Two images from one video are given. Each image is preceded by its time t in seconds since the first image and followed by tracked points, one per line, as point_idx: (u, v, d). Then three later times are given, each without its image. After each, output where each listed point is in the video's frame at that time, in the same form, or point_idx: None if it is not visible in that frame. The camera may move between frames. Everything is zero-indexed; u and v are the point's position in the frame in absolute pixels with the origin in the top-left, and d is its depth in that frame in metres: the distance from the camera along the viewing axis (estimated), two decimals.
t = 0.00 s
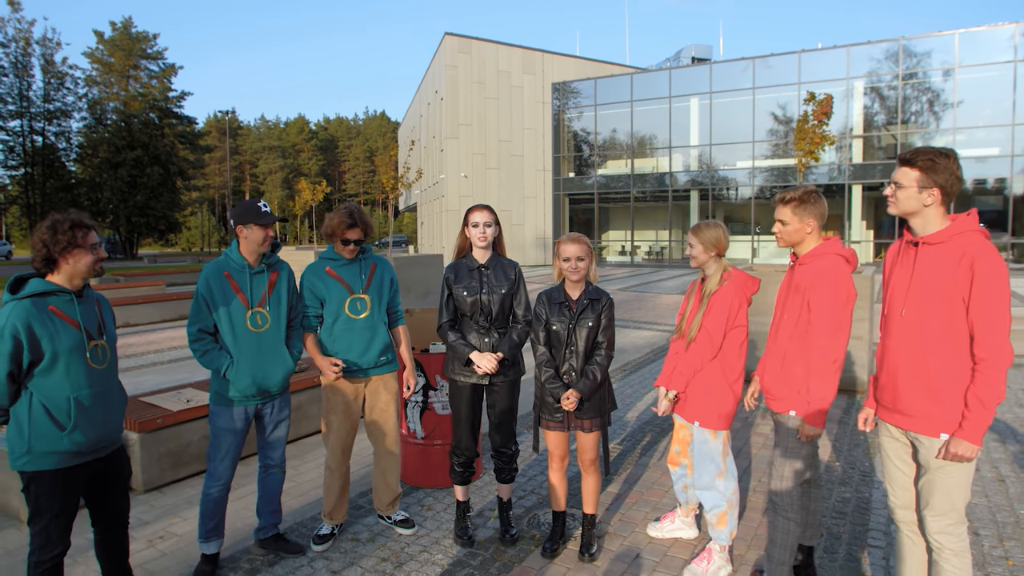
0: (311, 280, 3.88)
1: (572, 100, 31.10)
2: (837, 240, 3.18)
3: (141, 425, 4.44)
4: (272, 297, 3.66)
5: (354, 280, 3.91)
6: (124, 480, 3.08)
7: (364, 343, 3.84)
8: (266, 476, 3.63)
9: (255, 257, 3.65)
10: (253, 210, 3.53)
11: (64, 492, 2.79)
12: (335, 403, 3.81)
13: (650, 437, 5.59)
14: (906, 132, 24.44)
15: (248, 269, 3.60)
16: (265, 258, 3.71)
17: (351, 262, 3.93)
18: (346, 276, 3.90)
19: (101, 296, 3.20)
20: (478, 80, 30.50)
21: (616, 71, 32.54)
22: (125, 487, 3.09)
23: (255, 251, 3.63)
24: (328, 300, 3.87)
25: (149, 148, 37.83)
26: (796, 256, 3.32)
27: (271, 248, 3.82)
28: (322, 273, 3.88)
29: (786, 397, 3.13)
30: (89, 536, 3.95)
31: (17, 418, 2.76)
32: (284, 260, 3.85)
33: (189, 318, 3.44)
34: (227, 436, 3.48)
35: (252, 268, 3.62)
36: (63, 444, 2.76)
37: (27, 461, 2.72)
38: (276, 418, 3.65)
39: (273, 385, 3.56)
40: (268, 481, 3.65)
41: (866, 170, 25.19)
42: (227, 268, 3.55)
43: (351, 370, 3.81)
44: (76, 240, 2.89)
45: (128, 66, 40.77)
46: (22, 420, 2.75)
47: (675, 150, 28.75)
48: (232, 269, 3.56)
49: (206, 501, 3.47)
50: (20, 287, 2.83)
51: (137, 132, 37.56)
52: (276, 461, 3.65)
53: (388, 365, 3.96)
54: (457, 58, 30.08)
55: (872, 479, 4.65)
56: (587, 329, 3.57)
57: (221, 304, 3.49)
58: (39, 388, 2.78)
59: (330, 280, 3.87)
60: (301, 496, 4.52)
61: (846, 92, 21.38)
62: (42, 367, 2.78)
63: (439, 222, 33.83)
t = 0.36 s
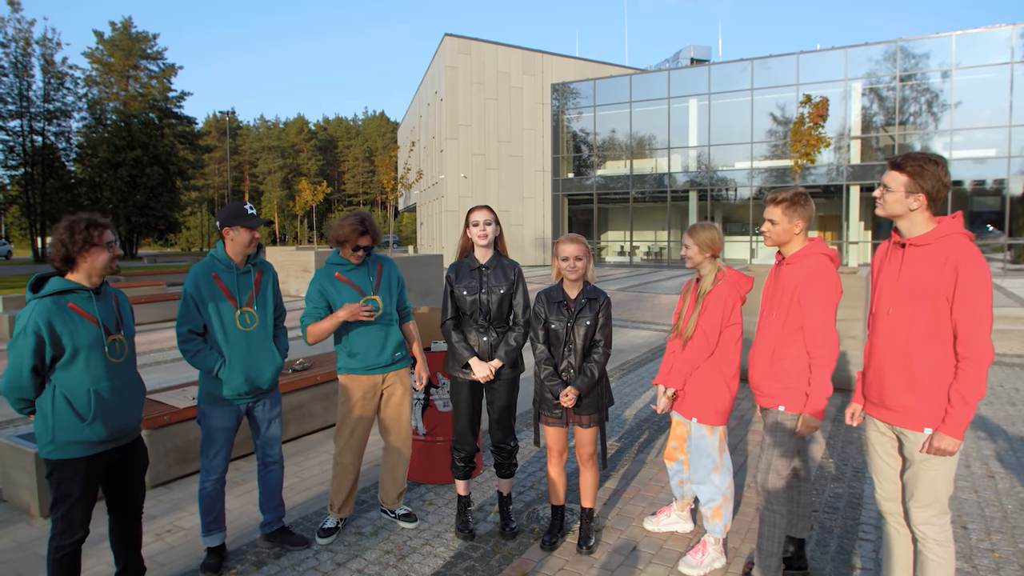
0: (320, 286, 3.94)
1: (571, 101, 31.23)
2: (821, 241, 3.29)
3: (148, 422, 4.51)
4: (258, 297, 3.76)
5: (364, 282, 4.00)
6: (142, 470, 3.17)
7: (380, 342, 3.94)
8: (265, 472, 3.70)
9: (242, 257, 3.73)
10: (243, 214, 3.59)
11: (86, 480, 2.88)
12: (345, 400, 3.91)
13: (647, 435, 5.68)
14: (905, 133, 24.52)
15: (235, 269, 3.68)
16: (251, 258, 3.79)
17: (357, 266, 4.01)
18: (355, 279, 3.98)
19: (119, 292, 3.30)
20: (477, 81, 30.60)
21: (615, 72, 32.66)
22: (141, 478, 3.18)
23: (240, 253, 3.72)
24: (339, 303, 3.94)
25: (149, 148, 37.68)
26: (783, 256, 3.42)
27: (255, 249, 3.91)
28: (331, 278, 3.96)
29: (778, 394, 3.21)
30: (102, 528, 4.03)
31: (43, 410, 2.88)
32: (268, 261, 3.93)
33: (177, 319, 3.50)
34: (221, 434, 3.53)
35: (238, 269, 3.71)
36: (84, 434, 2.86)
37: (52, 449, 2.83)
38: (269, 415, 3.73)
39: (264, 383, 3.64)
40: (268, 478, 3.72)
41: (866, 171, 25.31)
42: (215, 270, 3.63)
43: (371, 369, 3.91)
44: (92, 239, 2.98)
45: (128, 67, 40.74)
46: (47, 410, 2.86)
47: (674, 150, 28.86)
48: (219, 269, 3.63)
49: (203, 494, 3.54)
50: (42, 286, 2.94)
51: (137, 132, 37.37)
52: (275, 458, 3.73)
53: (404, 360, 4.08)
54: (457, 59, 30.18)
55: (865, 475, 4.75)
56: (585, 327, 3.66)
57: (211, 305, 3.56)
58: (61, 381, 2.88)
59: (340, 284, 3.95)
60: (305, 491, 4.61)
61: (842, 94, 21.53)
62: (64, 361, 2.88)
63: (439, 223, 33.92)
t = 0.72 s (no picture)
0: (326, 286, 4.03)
1: (570, 101, 31.32)
2: (809, 242, 3.39)
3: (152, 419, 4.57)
4: (244, 301, 3.81)
5: (367, 282, 4.09)
6: (159, 463, 3.28)
7: (385, 340, 4.04)
8: (266, 471, 3.77)
9: (230, 262, 3.79)
10: (232, 218, 3.66)
11: (110, 469, 2.99)
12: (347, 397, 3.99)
13: (643, 432, 5.78)
14: (904, 132, 24.57)
15: (222, 274, 3.74)
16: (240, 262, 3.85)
17: (359, 266, 4.10)
18: (358, 279, 4.07)
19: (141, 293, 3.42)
20: (476, 81, 30.68)
21: (614, 72, 32.75)
22: (158, 470, 3.28)
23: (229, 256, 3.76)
24: (345, 302, 4.03)
25: (148, 147, 37.34)
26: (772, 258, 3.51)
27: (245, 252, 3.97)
28: (336, 278, 4.05)
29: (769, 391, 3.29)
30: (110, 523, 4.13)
31: (72, 401, 2.99)
32: (257, 265, 3.99)
33: (163, 321, 3.55)
34: (208, 432, 3.59)
35: (225, 273, 3.76)
36: (111, 424, 2.99)
37: (81, 439, 2.94)
38: (258, 415, 3.78)
39: (246, 386, 3.68)
40: (269, 476, 3.79)
41: (864, 171, 25.40)
42: (202, 274, 3.67)
43: (379, 367, 3.99)
44: (121, 239, 3.13)
45: (127, 66, 40.71)
46: (76, 401, 2.97)
47: (672, 151, 28.93)
48: (205, 273, 3.68)
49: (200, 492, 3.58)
50: (73, 284, 3.06)
51: (136, 132, 36.99)
52: (273, 458, 3.80)
53: (408, 358, 4.18)
54: (456, 60, 30.26)
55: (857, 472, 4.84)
56: (581, 326, 3.76)
57: (197, 308, 3.61)
58: (91, 374, 3.01)
59: (343, 284, 4.04)
60: (307, 487, 4.70)
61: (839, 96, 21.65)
62: (94, 355, 3.00)
63: (438, 222, 34.00)
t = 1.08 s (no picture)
0: (331, 286, 4.13)
1: (571, 102, 31.45)
2: (803, 246, 3.48)
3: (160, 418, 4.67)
4: (247, 302, 3.90)
5: (371, 283, 4.20)
6: (168, 459, 3.37)
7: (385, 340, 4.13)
8: (264, 467, 3.87)
9: (232, 264, 3.88)
10: (235, 222, 3.77)
11: (122, 466, 3.09)
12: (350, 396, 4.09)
13: (641, 431, 5.88)
14: (904, 135, 24.68)
15: (225, 276, 3.83)
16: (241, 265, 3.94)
17: (365, 266, 4.22)
18: (362, 279, 4.18)
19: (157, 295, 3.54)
20: (478, 83, 30.80)
21: (615, 74, 32.87)
22: (167, 467, 3.37)
23: (230, 259, 3.85)
24: (349, 303, 4.13)
25: (150, 148, 37.51)
26: (767, 261, 3.61)
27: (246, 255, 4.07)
28: (341, 279, 4.15)
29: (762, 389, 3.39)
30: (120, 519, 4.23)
31: (86, 398, 3.07)
32: (258, 268, 4.08)
33: (167, 322, 3.64)
34: (213, 430, 3.69)
35: (227, 275, 3.85)
36: (125, 422, 3.08)
37: (94, 435, 3.03)
38: (259, 414, 3.87)
39: (251, 385, 3.78)
40: (269, 474, 3.89)
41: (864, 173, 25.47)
42: (205, 276, 3.76)
43: (377, 366, 4.09)
44: (140, 244, 3.25)
45: (129, 67, 40.78)
46: (90, 399, 3.05)
47: (673, 152, 29.03)
48: (209, 276, 3.77)
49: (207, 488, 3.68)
50: (92, 285, 3.17)
51: (139, 133, 37.13)
52: (271, 455, 3.90)
53: (407, 359, 4.26)
54: (458, 61, 30.39)
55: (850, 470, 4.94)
56: (580, 328, 3.86)
57: (200, 310, 3.70)
58: (107, 373, 3.11)
59: (348, 284, 4.14)
60: (312, 485, 4.81)
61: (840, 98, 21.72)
62: (111, 355, 3.11)
63: (439, 224, 34.10)
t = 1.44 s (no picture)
0: (337, 286, 4.26)
1: (575, 102, 31.54)
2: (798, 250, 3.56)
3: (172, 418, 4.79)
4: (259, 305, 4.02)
5: (375, 287, 4.31)
6: (171, 461, 3.46)
7: (382, 344, 4.23)
8: (277, 464, 3.99)
9: (244, 268, 3.99)
10: (246, 228, 3.89)
11: (125, 469, 3.19)
12: (354, 395, 4.20)
13: (642, 430, 5.99)
14: (909, 134, 24.67)
15: (238, 280, 3.94)
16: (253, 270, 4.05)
17: (370, 269, 4.32)
18: (367, 283, 4.29)
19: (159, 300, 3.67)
20: (481, 83, 30.91)
21: (619, 74, 32.95)
22: (173, 469, 3.47)
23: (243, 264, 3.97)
24: (352, 305, 4.25)
25: (156, 150, 37.80)
26: (763, 265, 3.71)
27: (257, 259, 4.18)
28: (346, 280, 4.27)
29: (756, 387, 3.49)
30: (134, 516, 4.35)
31: (90, 402, 3.19)
32: (268, 271, 4.19)
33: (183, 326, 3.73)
34: (229, 428, 3.82)
35: (240, 280, 3.97)
36: (127, 426, 3.18)
37: (96, 440, 3.13)
38: (269, 414, 3.98)
39: (263, 386, 3.90)
40: (281, 470, 4.01)
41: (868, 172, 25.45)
42: (219, 281, 3.87)
43: (372, 367, 4.20)
44: (144, 250, 3.36)
45: (135, 68, 41.02)
46: (93, 403, 3.16)
47: (676, 152, 29.07)
48: (223, 280, 3.88)
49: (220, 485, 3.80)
50: (96, 290, 3.28)
51: (144, 134, 37.41)
52: (284, 451, 4.02)
53: (405, 363, 4.36)
54: (461, 62, 30.52)
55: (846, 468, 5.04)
56: (581, 329, 3.96)
57: (216, 314, 3.81)
58: (111, 378, 3.21)
59: (352, 286, 4.26)
60: (320, 482, 4.93)
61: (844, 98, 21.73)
62: (113, 360, 3.22)
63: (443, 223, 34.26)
